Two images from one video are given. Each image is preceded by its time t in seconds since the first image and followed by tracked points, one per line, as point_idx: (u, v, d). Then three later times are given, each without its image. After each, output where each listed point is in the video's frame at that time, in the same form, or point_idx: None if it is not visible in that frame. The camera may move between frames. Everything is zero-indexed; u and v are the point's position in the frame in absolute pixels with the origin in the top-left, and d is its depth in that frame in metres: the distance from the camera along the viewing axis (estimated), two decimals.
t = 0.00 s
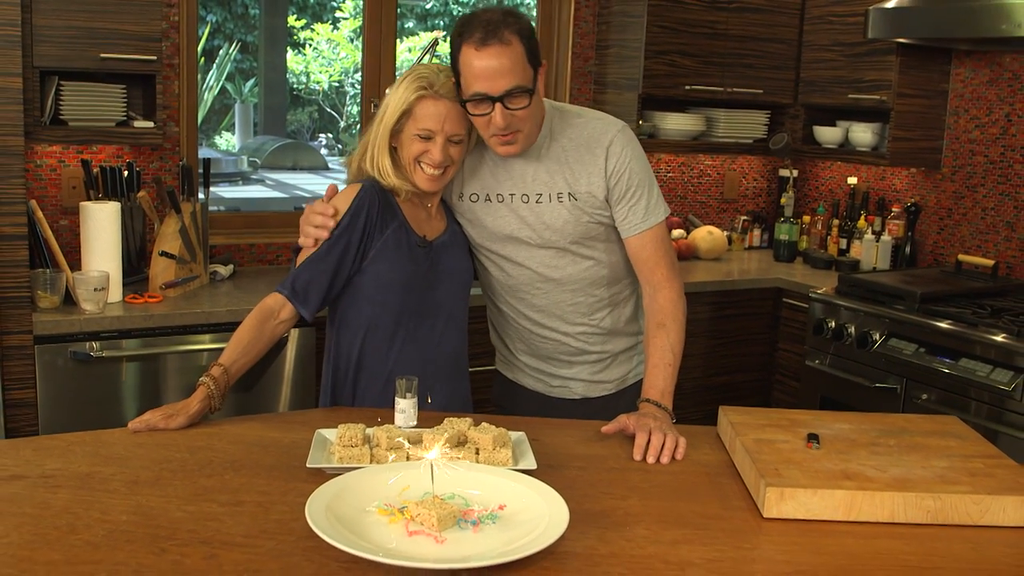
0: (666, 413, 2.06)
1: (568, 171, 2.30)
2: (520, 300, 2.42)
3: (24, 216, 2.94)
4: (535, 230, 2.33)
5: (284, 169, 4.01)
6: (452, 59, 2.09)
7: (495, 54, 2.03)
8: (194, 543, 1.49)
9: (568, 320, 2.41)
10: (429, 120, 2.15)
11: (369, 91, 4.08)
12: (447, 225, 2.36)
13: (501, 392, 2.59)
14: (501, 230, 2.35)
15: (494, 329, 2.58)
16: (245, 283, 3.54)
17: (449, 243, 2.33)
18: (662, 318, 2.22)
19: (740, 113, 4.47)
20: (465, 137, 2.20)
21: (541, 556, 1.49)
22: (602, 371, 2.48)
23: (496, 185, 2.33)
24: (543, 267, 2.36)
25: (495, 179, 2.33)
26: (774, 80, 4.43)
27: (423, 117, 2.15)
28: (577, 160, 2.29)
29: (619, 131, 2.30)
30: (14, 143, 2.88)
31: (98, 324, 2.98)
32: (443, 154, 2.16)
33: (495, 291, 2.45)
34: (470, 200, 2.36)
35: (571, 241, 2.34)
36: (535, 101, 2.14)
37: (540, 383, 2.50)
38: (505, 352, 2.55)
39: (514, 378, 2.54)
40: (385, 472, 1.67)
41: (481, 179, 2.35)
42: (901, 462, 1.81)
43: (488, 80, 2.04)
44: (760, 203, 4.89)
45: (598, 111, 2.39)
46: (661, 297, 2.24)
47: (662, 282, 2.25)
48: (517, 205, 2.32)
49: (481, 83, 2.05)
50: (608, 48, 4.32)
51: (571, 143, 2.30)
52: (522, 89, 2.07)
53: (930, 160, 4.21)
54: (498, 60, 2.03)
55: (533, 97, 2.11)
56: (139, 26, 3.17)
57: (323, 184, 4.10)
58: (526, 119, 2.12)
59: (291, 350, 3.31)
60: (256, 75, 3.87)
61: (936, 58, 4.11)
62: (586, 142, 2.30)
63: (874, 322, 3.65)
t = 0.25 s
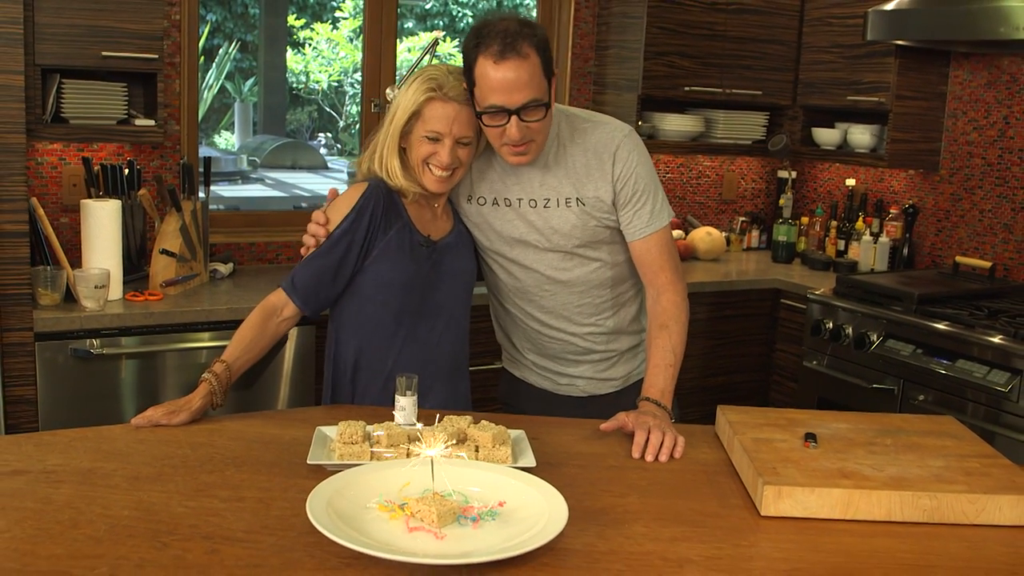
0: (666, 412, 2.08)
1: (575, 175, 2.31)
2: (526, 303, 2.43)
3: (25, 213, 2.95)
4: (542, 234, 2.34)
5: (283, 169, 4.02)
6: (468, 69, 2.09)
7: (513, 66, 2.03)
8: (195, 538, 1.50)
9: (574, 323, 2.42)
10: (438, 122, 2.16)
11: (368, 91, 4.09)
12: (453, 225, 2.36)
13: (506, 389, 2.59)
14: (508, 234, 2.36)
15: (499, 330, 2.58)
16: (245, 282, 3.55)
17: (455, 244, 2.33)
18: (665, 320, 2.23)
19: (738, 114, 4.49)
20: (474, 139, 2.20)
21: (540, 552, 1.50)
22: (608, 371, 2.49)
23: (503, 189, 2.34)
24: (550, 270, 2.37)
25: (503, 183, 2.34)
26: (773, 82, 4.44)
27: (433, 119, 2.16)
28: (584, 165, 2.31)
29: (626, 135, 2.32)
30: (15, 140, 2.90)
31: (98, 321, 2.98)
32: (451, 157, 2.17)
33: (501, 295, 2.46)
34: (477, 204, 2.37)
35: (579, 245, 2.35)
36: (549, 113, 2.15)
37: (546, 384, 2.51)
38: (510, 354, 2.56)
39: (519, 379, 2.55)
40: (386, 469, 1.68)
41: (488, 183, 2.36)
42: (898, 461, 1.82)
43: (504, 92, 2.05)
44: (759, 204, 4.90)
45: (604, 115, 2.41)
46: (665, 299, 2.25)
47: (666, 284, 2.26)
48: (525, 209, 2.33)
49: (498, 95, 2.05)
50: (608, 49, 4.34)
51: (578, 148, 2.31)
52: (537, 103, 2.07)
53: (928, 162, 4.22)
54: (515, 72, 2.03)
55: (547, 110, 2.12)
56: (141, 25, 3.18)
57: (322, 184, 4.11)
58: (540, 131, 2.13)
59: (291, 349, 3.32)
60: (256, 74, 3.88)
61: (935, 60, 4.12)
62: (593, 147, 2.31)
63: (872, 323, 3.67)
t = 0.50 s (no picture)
0: (666, 410, 2.08)
1: (581, 177, 2.31)
2: (531, 303, 2.43)
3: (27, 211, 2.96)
4: (548, 235, 2.34)
5: (283, 167, 4.03)
6: (482, 76, 2.10)
7: (526, 76, 2.04)
8: (198, 534, 1.51)
9: (578, 322, 2.43)
10: (443, 117, 2.16)
11: (369, 90, 4.10)
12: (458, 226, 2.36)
13: (508, 386, 2.60)
14: (513, 234, 2.36)
15: (500, 329, 2.59)
16: (245, 280, 3.56)
17: (462, 245, 2.34)
18: (669, 321, 2.25)
19: (738, 115, 4.49)
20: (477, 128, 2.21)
21: (542, 549, 1.51)
22: (610, 369, 2.50)
23: (508, 190, 2.34)
24: (555, 271, 2.37)
25: (508, 184, 2.34)
26: (773, 83, 4.45)
27: (437, 115, 2.16)
28: (590, 167, 2.31)
29: (633, 138, 2.33)
30: (18, 138, 2.90)
31: (99, 318, 2.99)
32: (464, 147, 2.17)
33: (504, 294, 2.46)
34: (482, 203, 2.37)
35: (584, 247, 2.35)
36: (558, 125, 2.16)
37: (549, 383, 2.51)
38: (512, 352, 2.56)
39: (521, 377, 2.55)
40: (388, 466, 1.69)
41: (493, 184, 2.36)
42: (897, 460, 1.83)
43: (516, 102, 2.05)
44: (758, 205, 4.91)
45: (610, 117, 2.41)
46: (669, 300, 2.26)
47: (670, 287, 2.27)
48: (531, 210, 2.33)
49: (509, 104, 2.06)
50: (609, 49, 4.34)
51: (584, 150, 2.32)
52: (547, 115, 2.08)
53: (928, 164, 4.23)
54: (528, 82, 2.04)
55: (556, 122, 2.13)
56: (143, 23, 3.19)
57: (322, 183, 4.12)
58: (546, 142, 2.14)
59: (291, 347, 3.33)
60: (256, 73, 3.89)
61: (935, 62, 4.13)
62: (599, 149, 2.32)
63: (871, 324, 3.67)
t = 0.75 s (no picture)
0: (669, 407, 2.09)
1: (589, 173, 2.32)
2: (536, 299, 2.43)
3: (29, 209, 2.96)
4: (555, 230, 2.35)
5: (284, 166, 4.03)
6: (497, 70, 2.11)
7: (541, 71, 2.04)
8: (202, 529, 1.51)
9: (584, 318, 2.44)
10: (426, 113, 2.18)
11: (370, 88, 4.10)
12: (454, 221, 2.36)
13: (510, 385, 2.61)
14: (521, 229, 2.37)
15: (504, 326, 2.59)
16: (247, 278, 3.56)
17: (458, 240, 2.34)
18: (672, 318, 2.25)
19: (738, 113, 4.50)
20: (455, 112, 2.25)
21: (544, 545, 1.51)
22: (615, 366, 2.51)
23: (516, 185, 2.36)
24: (561, 267, 2.38)
25: (516, 179, 2.36)
26: (774, 81, 4.45)
27: (420, 115, 2.17)
28: (598, 163, 2.32)
29: (643, 134, 2.34)
30: (20, 136, 2.91)
31: (102, 316, 3.00)
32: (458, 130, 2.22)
33: (510, 291, 2.47)
34: (490, 198, 2.38)
35: (591, 242, 2.36)
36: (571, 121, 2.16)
37: (553, 379, 2.51)
38: (516, 349, 2.56)
39: (525, 373, 2.55)
40: (391, 462, 1.69)
41: (501, 179, 2.37)
42: (899, 456, 1.84)
43: (530, 97, 2.06)
44: (759, 203, 4.92)
45: (618, 113, 2.43)
46: (672, 297, 2.27)
47: (674, 283, 2.28)
48: (538, 205, 2.34)
49: (523, 99, 2.06)
50: (610, 47, 4.35)
51: (592, 146, 2.33)
52: (560, 111, 2.08)
53: (928, 161, 4.24)
54: (542, 77, 2.05)
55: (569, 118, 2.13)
56: (145, 21, 3.19)
57: (323, 181, 4.12)
58: (559, 137, 2.14)
59: (293, 344, 3.33)
60: (256, 71, 3.89)
61: (935, 60, 4.14)
62: (608, 145, 2.33)
63: (872, 322, 3.68)
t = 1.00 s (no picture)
0: (675, 407, 2.08)
1: (599, 168, 2.33)
2: (544, 296, 2.43)
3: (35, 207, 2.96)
4: (565, 225, 2.36)
5: (289, 165, 4.03)
6: (508, 61, 2.11)
7: (552, 60, 2.05)
8: (208, 528, 1.52)
9: (592, 316, 2.43)
10: (436, 111, 2.20)
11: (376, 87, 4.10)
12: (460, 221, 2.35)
13: (517, 387, 2.60)
14: (530, 224, 2.37)
15: (511, 325, 2.58)
16: (253, 277, 3.57)
17: (463, 240, 2.33)
18: (679, 316, 2.25)
19: (743, 112, 4.50)
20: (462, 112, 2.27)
21: (550, 545, 1.51)
22: (622, 364, 2.50)
23: (526, 180, 2.36)
24: (570, 263, 2.38)
25: (526, 174, 2.36)
26: (779, 80, 4.45)
27: (430, 112, 2.19)
28: (609, 158, 2.33)
29: (655, 129, 2.34)
30: (26, 135, 2.91)
31: (108, 315, 3.00)
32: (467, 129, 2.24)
33: (518, 288, 2.46)
34: (499, 194, 2.38)
35: (600, 238, 2.37)
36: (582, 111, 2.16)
37: (560, 378, 2.51)
38: (523, 348, 2.55)
39: (532, 372, 2.55)
40: (398, 461, 1.69)
41: (511, 174, 2.37)
42: (905, 456, 1.83)
43: (541, 86, 2.06)
44: (764, 203, 4.91)
45: (628, 110, 2.43)
46: (679, 296, 2.27)
47: (682, 281, 2.28)
48: (548, 201, 2.35)
49: (534, 89, 2.06)
50: (615, 47, 4.35)
51: (603, 141, 2.34)
52: (571, 101, 2.08)
53: (935, 161, 4.23)
54: (553, 67, 2.05)
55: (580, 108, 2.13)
56: (151, 20, 3.19)
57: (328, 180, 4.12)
58: (571, 127, 2.13)
59: (298, 344, 3.33)
60: (262, 70, 3.89)
61: (942, 59, 4.13)
62: (618, 140, 2.34)
63: (877, 322, 3.67)
